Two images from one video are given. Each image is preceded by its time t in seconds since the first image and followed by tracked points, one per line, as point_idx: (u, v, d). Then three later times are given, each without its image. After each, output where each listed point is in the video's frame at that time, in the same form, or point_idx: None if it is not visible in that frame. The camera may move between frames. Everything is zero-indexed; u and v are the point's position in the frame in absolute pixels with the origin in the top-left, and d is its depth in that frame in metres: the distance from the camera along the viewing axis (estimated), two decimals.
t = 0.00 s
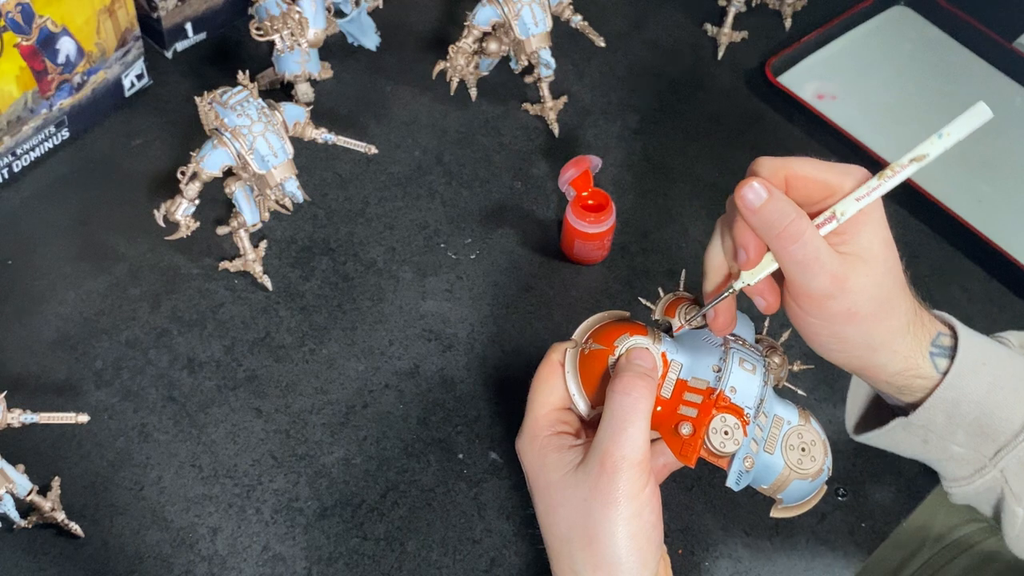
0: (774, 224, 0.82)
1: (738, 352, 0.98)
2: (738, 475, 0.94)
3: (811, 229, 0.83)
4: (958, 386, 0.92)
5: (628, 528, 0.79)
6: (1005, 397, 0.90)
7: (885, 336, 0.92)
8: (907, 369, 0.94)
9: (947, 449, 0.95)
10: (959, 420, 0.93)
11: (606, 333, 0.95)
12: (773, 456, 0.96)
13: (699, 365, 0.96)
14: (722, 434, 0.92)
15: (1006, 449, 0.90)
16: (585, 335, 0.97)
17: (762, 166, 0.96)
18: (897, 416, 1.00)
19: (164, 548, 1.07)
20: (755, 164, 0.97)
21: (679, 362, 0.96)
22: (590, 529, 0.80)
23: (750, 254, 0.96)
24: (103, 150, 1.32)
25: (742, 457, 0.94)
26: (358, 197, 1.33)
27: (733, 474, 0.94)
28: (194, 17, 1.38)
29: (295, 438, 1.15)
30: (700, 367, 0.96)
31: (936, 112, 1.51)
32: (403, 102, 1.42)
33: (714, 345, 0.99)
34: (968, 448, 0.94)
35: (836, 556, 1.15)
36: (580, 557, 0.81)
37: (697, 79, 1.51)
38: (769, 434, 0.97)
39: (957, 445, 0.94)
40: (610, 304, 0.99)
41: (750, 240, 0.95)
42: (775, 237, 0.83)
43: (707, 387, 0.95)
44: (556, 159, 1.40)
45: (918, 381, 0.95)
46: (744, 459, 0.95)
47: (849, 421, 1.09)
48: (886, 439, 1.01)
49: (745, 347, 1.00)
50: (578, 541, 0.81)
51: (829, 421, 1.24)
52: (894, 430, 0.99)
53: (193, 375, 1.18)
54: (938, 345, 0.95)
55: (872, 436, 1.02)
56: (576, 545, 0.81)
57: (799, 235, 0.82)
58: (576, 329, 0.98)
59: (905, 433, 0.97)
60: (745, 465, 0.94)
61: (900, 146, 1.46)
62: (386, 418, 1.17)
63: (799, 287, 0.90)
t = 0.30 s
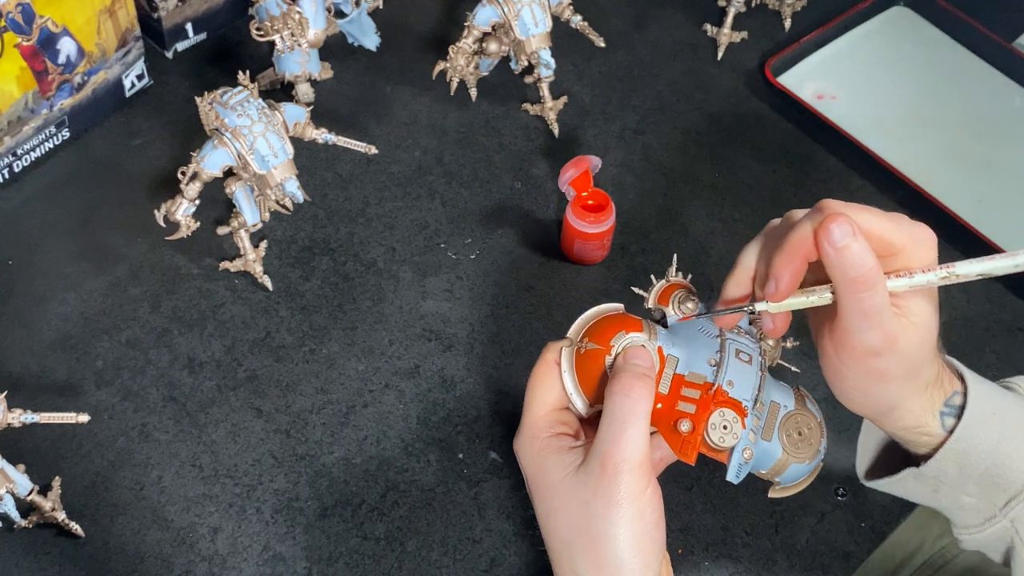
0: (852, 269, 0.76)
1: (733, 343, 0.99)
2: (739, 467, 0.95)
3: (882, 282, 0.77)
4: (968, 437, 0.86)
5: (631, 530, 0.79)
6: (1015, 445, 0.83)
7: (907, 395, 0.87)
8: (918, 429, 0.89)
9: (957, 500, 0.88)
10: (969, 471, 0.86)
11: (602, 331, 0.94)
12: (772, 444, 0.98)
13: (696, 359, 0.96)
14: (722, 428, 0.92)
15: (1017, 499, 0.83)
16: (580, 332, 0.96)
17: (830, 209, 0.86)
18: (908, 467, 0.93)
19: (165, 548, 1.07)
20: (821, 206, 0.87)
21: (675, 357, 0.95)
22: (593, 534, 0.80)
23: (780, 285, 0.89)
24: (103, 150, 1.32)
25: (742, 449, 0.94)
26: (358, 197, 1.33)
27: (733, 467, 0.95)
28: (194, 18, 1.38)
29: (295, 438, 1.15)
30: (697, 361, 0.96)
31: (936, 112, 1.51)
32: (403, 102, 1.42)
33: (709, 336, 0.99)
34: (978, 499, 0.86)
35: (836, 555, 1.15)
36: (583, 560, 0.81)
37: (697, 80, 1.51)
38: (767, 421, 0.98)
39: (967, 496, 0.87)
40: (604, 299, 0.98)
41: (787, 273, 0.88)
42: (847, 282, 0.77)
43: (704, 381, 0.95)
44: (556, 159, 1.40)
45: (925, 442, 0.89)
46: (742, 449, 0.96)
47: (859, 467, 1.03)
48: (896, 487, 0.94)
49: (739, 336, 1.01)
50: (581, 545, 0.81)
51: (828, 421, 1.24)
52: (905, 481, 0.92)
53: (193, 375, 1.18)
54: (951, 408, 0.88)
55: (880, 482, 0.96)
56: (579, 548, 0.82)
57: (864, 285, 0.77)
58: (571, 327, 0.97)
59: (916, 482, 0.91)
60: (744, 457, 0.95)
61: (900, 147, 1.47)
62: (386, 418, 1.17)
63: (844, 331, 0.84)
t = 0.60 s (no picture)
0: (841, 314, 0.75)
1: (727, 339, 0.99)
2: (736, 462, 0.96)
3: (871, 327, 0.77)
4: (964, 462, 0.86)
5: (633, 532, 0.79)
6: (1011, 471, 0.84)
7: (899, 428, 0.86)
8: (910, 459, 0.88)
9: (954, 524, 0.88)
10: (966, 497, 0.86)
11: (599, 330, 0.94)
12: (765, 437, 0.98)
13: (691, 357, 0.96)
14: (719, 425, 0.93)
15: (1014, 524, 0.84)
16: (576, 332, 0.96)
17: (854, 240, 0.84)
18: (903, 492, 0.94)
19: (164, 547, 1.07)
20: (846, 234, 0.84)
21: (671, 356, 0.95)
22: (595, 536, 0.80)
23: (799, 310, 0.86)
24: (103, 150, 1.32)
25: (738, 445, 0.95)
26: (358, 197, 1.33)
27: (730, 463, 0.95)
28: (194, 18, 1.38)
29: (294, 438, 1.15)
30: (692, 359, 0.96)
31: (936, 112, 1.51)
32: (403, 102, 1.42)
33: (702, 332, 0.99)
34: (975, 522, 0.87)
35: (836, 556, 1.15)
36: (585, 561, 0.81)
37: (697, 79, 1.51)
38: (760, 415, 0.98)
39: (964, 519, 0.87)
40: (599, 297, 0.98)
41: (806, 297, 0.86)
42: (835, 326, 0.76)
43: (700, 378, 0.96)
44: (556, 159, 1.40)
45: (916, 470, 0.89)
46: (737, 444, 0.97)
47: (859, 491, 1.03)
48: (893, 512, 0.95)
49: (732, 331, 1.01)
50: (582, 547, 0.81)
51: (828, 421, 1.24)
52: (902, 506, 0.93)
53: (193, 375, 1.18)
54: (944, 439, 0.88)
55: (877, 506, 0.97)
56: (581, 550, 0.82)
57: (852, 330, 0.76)
58: (567, 326, 0.97)
59: (915, 508, 0.91)
60: (740, 453, 0.95)
61: (900, 147, 1.47)
62: (386, 418, 1.17)
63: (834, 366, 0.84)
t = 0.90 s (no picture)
0: (847, 309, 0.75)
1: (716, 338, 0.99)
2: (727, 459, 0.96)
3: (876, 324, 0.77)
4: (958, 461, 0.86)
5: (627, 532, 0.79)
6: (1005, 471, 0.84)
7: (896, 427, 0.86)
8: (906, 457, 0.88)
9: (950, 524, 0.88)
10: (960, 497, 0.86)
11: (588, 332, 0.93)
12: (754, 434, 0.98)
13: (681, 357, 0.96)
14: (710, 423, 0.93)
15: (1009, 525, 0.84)
16: (565, 334, 0.95)
17: (847, 240, 0.84)
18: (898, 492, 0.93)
19: (164, 548, 1.07)
20: (839, 233, 0.84)
21: (661, 355, 0.95)
22: (591, 537, 0.80)
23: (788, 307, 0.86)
24: (103, 150, 1.32)
25: (729, 442, 0.95)
26: (358, 197, 1.33)
27: (722, 461, 0.95)
28: (194, 18, 1.38)
29: (295, 438, 1.15)
30: (681, 358, 0.96)
31: (936, 112, 1.51)
32: (403, 102, 1.42)
33: (691, 331, 0.99)
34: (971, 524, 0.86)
35: (836, 556, 1.15)
36: (581, 563, 0.81)
37: (697, 79, 1.51)
38: (749, 412, 0.98)
39: (959, 520, 0.87)
40: (587, 298, 0.97)
41: (795, 295, 0.85)
42: (840, 322, 0.77)
43: (690, 378, 0.95)
44: (555, 159, 1.40)
45: (912, 469, 0.89)
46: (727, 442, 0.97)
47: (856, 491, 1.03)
48: (889, 512, 0.94)
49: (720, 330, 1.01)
50: (578, 548, 0.81)
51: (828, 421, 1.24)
52: (897, 505, 0.92)
53: (193, 375, 1.18)
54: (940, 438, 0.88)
55: (873, 507, 0.96)
56: (576, 551, 0.81)
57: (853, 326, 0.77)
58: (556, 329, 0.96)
59: (910, 508, 0.91)
60: (731, 450, 0.96)
61: (900, 147, 1.47)
62: (386, 418, 1.17)
63: (833, 365, 0.84)
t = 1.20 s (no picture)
0: (836, 319, 0.76)
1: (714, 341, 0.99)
2: (722, 460, 0.96)
3: (867, 333, 0.77)
4: (958, 463, 0.86)
5: (625, 533, 0.79)
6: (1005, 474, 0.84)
7: (894, 433, 0.86)
8: (905, 460, 0.88)
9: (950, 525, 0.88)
10: (960, 498, 0.86)
11: (585, 334, 0.94)
12: (751, 436, 0.98)
13: (678, 359, 0.96)
14: (707, 426, 0.93)
15: (1008, 526, 0.84)
16: (563, 335, 0.96)
17: (843, 252, 0.83)
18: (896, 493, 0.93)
19: (164, 548, 1.07)
20: (835, 245, 0.84)
21: (659, 356, 0.96)
22: (589, 538, 0.80)
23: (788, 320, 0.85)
24: (104, 150, 1.32)
25: (725, 445, 0.95)
26: (358, 197, 1.33)
27: (717, 463, 0.96)
28: (194, 18, 1.38)
29: (295, 438, 1.15)
30: (679, 360, 0.96)
31: (937, 112, 1.51)
32: (403, 102, 1.42)
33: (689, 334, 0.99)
34: (970, 526, 0.86)
35: (835, 556, 1.15)
36: (580, 563, 0.81)
37: (697, 79, 1.51)
38: (746, 414, 0.98)
39: (959, 522, 0.87)
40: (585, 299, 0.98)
41: (795, 308, 0.85)
42: (830, 331, 0.77)
43: (687, 380, 0.96)
44: (555, 159, 1.40)
45: (912, 471, 0.89)
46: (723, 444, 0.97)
47: (855, 493, 1.03)
48: (887, 513, 0.94)
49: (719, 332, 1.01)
50: (577, 549, 0.81)
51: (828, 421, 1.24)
52: (897, 507, 0.92)
53: (193, 375, 1.18)
54: (940, 441, 0.88)
55: (873, 509, 0.96)
56: (575, 552, 0.81)
57: (847, 335, 0.76)
58: (553, 330, 0.97)
59: (910, 509, 0.91)
60: (727, 453, 0.96)
61: (900, 147, 1.47)
62: (385, 418, 1.17)
63: (827, 374, 0.84)
